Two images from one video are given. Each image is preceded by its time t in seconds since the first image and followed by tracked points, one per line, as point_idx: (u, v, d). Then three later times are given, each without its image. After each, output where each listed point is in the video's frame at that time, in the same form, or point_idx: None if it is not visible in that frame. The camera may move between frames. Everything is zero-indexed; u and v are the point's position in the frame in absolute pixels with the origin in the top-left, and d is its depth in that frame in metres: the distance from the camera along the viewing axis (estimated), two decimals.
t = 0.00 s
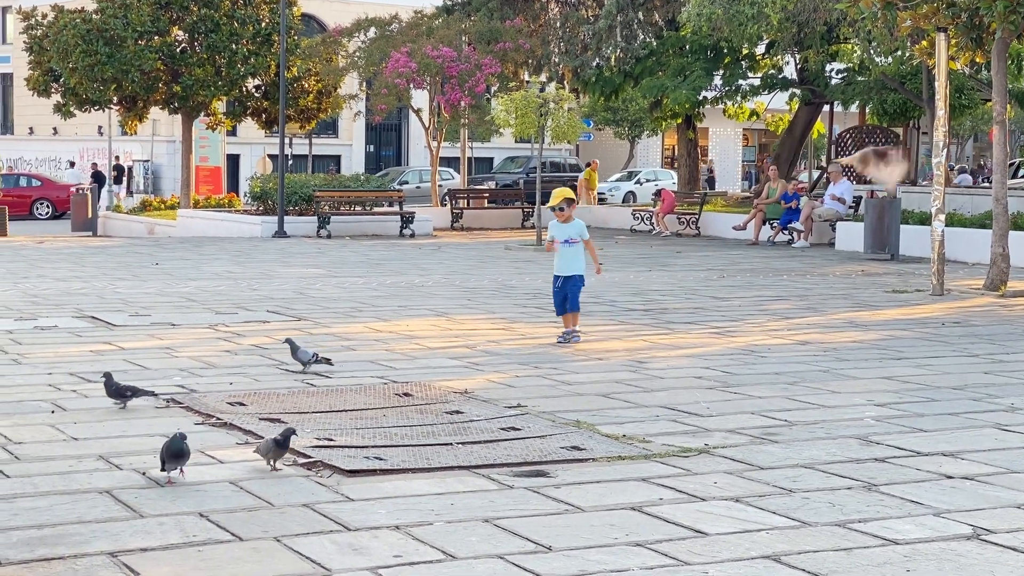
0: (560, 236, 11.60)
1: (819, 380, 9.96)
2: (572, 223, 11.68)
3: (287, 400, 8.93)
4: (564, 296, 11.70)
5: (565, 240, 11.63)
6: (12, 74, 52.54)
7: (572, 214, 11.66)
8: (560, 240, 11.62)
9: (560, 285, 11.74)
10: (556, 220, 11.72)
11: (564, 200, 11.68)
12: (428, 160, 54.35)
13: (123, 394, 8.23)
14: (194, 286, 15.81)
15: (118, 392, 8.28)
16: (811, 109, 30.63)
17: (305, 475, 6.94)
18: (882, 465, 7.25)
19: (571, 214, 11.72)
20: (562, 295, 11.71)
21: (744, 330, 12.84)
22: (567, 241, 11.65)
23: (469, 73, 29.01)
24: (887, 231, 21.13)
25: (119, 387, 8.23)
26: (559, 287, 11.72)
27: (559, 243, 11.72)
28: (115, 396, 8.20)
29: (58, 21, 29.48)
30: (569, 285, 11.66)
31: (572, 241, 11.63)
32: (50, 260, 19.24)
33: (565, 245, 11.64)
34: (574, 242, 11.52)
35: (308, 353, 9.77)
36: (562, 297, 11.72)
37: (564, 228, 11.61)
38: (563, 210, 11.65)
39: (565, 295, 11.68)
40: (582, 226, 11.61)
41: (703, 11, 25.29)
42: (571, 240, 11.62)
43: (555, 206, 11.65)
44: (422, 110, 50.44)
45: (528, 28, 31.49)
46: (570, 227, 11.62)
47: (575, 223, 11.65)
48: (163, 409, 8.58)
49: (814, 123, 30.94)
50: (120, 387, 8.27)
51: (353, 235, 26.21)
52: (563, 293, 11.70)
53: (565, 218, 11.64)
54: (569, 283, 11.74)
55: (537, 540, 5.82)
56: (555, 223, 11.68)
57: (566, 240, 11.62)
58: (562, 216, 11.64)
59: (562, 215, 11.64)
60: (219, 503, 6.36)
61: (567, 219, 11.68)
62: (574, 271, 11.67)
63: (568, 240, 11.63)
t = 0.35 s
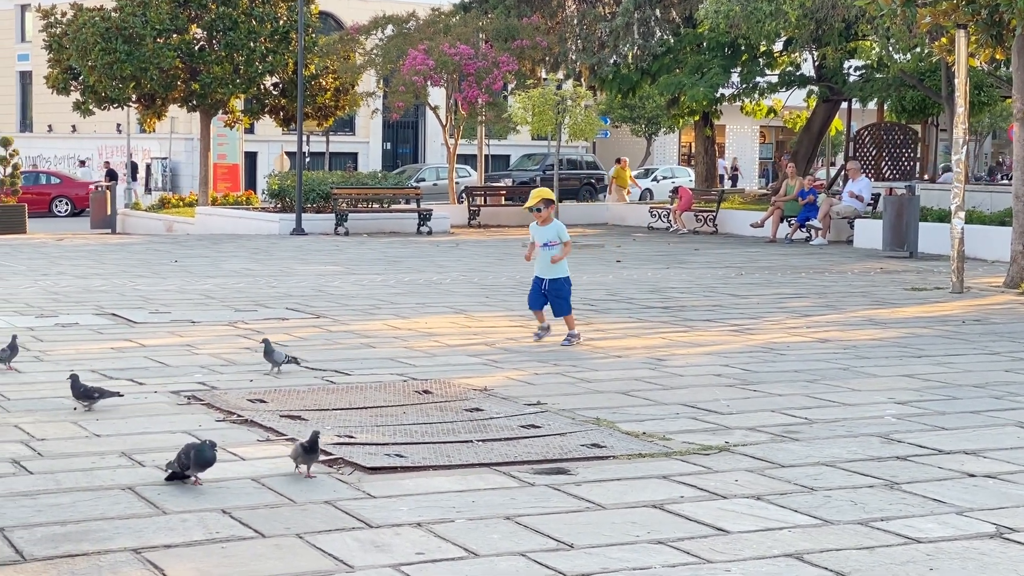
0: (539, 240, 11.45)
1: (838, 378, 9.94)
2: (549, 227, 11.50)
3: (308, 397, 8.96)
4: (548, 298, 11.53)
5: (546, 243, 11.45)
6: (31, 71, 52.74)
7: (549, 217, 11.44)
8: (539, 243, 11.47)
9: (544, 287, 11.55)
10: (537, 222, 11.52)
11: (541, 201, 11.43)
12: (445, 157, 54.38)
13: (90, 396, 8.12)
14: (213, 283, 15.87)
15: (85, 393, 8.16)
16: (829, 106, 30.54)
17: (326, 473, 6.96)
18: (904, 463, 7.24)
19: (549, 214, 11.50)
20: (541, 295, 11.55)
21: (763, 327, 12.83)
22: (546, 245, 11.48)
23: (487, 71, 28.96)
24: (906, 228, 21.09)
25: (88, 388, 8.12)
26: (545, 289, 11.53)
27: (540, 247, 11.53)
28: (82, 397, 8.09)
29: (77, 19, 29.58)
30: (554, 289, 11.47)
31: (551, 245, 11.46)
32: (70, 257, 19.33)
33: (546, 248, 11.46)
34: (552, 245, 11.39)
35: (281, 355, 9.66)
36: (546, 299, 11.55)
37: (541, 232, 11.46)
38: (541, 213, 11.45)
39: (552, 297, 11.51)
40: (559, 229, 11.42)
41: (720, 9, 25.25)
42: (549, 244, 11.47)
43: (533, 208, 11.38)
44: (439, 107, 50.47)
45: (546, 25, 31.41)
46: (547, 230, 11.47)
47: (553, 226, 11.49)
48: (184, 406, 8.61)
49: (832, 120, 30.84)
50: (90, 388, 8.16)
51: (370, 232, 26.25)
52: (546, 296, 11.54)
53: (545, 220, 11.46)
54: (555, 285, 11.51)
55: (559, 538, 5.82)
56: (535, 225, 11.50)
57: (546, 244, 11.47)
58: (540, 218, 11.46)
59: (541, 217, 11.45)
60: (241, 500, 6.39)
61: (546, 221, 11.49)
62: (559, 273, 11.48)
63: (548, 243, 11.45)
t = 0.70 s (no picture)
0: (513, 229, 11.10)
1: (867, 373, 9.91)
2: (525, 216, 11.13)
3: (336, 391, 8.99)
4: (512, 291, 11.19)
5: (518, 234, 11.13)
6: (58, 68, 53.02)
7: (522, 207, 11.05)
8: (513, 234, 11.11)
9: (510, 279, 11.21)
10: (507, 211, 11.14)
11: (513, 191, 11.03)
12: (469, 153, 54.41)
13: (73, 393, 8.16)
14: (239, 278, 15.92)
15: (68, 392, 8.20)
16: (855, 101, 30.43)
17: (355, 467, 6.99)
18: (935, 459, 7.21)
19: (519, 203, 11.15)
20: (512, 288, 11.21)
21: (790, 323, 12.79)
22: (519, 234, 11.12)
23: (511, 66, 28.94)
24: (933, 224, 20.98)
25: (71, 386, 8.16)
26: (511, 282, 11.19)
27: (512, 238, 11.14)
28: (65, 396, 8.12)
29: (105, 15, 29.74)
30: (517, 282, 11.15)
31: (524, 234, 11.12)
32: (97, 253, 19.44)
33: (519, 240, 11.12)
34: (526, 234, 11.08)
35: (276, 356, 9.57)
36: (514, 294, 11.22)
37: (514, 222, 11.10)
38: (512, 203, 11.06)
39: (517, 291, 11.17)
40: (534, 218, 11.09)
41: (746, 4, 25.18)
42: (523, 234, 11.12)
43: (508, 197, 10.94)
44: (463, 103, 50.50)
45: (570, 20, 31.31)
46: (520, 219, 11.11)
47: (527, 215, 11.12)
48: (213, 400, 8.66)
49: (859, 115, 30.71)
50: (73, 386, 8.19)
51: (396, 228, 26.28)
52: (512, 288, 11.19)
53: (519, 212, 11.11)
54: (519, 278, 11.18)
55: (590, 534, 5.82)
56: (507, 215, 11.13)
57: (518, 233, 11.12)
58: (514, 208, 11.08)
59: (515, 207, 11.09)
60: (270, 493, 6.42)
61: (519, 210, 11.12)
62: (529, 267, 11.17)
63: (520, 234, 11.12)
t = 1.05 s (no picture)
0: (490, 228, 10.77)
1: (899, 367, 9.86)
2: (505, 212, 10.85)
3: (367, 383, 9.01)
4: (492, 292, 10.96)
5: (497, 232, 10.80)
6: (88, 61, 53.32)
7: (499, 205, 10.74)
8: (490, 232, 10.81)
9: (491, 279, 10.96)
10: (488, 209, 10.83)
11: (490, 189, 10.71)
12: (496, 146, 54.43)
13: (54, 389, 8.03)
14: (269, 271, 15.98)
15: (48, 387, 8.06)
16: (885, 94, 30.25)
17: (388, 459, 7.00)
18: (969, 453, 7.16)
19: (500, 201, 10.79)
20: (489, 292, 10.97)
21: (820, 316, 12.73)
22: (498, 233, 10.79)
23: (539, 60, 28.95)
24: (964, 216, 20.84)
25: (52, 381, 8.03)
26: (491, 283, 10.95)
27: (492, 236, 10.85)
28: (46, 391, 7.99)
29: (135, 9, 29.87)
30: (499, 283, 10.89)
31: (503, 233, 10.80)
32: (128, 245, 19.55)
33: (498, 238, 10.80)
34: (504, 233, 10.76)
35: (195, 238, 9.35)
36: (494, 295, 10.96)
37: (493, 220, 10.83)
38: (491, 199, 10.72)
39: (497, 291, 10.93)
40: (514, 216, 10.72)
41: None
42: (501, 233, 10.79)
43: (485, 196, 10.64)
44: (491, 95, 50.49)
45: (599, 13, 30.83)
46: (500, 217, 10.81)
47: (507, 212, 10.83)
48: (245, 392, 8.70)
49: (889, 108, 30.52)
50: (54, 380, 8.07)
51: (424, 221, 26.30)
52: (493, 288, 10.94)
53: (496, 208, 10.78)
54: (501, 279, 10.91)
55: (623, 526, 5.81)
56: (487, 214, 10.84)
57: (496, 232, 10.79)
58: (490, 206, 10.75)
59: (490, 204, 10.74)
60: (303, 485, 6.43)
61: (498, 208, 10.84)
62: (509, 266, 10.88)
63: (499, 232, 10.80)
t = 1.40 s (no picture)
0: (506, 214, 10.65)
1: (933, 358, 9.78)
2: (517, 198, 10.80)
3: (398, 373, 9.02)
4: (512, 279, 10.82)
5: (513, 217, 10.72)
6: (118, 52, 53.62)
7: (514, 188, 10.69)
8: (504, 218, 10.70)
9: (511, 267, 10.85)
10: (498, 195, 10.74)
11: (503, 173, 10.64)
12: (525, 137, 54.40)
13: (37, 381, 7.88)
14: (299, 261, 16.02)
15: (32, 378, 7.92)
16: (917, 83, 30.00)
17: (420, 448, 7.00)
18: (1004, 444, 7.10)
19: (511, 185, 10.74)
20: (509, 278, 10.82)
21: (852, 307, 12.65)
22: (514, 217, 10.69)
23: (569, 50, 28.84)
24: (997, 206, 20.69)
25: (35, 373, 7.88)
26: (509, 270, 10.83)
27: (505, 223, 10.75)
28: (29, 383, 7.85)
29: None
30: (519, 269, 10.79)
31: (519, 218, 10.72)
32: (159, 235, 19.64)
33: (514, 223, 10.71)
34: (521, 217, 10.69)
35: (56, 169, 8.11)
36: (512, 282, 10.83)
37: (506, 205, 10.74)
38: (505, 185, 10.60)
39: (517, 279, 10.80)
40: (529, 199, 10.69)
41: None
42: (517, 218, 10.71)
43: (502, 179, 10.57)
44: (520, 86, 50.43)
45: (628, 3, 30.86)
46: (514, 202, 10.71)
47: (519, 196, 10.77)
48: (276, 381, 8.73)
49: (920, 97, 30.27)
50: (37, 373, 7.92)
51: (453, 211, 26.30)
52: (514, 276, 10.82)
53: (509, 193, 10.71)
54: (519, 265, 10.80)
55: (656, 516, 5.79)
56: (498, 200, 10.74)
57: (513, 217, 10.69)
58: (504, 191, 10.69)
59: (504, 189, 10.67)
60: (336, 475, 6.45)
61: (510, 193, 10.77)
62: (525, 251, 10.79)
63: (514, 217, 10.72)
